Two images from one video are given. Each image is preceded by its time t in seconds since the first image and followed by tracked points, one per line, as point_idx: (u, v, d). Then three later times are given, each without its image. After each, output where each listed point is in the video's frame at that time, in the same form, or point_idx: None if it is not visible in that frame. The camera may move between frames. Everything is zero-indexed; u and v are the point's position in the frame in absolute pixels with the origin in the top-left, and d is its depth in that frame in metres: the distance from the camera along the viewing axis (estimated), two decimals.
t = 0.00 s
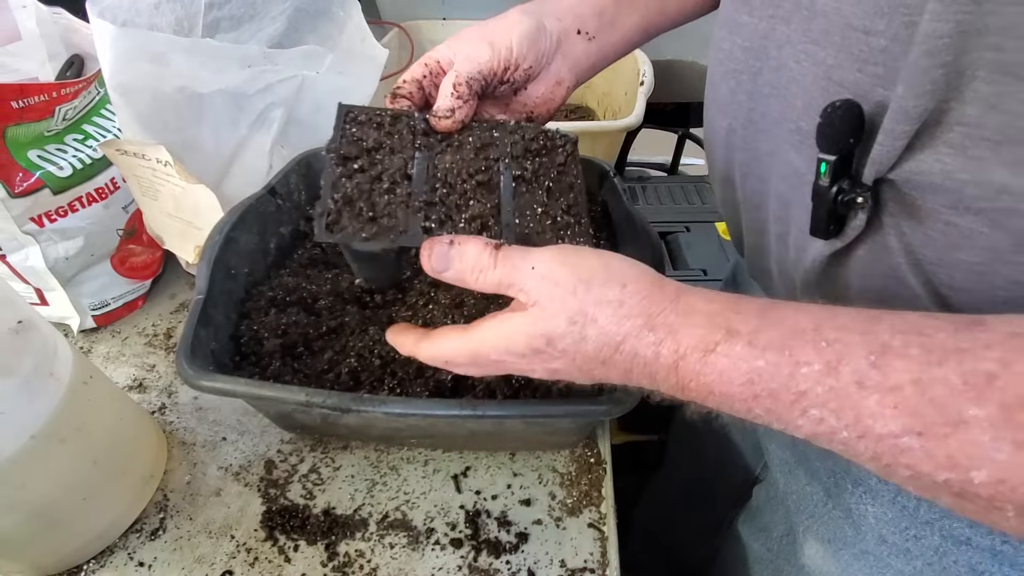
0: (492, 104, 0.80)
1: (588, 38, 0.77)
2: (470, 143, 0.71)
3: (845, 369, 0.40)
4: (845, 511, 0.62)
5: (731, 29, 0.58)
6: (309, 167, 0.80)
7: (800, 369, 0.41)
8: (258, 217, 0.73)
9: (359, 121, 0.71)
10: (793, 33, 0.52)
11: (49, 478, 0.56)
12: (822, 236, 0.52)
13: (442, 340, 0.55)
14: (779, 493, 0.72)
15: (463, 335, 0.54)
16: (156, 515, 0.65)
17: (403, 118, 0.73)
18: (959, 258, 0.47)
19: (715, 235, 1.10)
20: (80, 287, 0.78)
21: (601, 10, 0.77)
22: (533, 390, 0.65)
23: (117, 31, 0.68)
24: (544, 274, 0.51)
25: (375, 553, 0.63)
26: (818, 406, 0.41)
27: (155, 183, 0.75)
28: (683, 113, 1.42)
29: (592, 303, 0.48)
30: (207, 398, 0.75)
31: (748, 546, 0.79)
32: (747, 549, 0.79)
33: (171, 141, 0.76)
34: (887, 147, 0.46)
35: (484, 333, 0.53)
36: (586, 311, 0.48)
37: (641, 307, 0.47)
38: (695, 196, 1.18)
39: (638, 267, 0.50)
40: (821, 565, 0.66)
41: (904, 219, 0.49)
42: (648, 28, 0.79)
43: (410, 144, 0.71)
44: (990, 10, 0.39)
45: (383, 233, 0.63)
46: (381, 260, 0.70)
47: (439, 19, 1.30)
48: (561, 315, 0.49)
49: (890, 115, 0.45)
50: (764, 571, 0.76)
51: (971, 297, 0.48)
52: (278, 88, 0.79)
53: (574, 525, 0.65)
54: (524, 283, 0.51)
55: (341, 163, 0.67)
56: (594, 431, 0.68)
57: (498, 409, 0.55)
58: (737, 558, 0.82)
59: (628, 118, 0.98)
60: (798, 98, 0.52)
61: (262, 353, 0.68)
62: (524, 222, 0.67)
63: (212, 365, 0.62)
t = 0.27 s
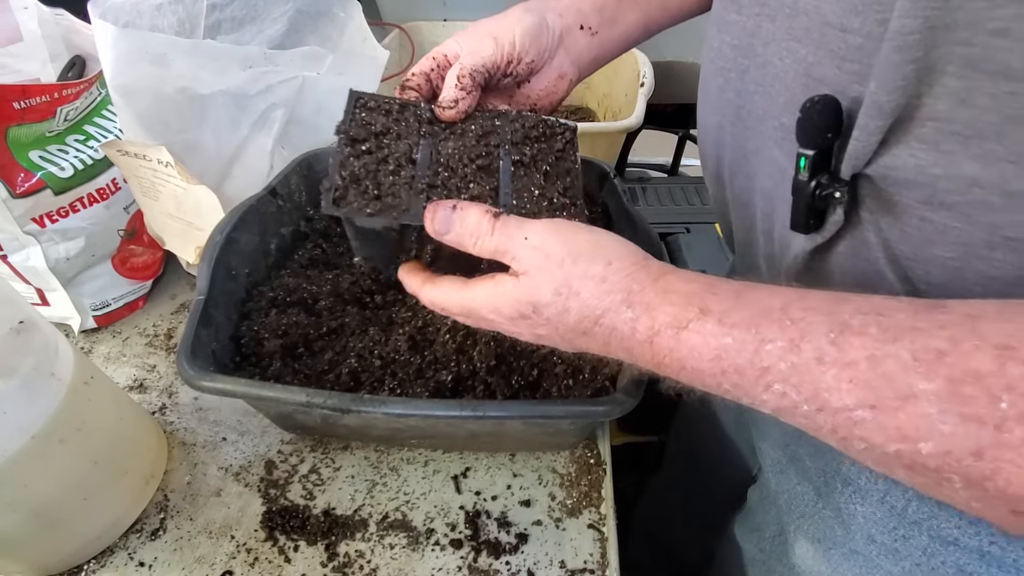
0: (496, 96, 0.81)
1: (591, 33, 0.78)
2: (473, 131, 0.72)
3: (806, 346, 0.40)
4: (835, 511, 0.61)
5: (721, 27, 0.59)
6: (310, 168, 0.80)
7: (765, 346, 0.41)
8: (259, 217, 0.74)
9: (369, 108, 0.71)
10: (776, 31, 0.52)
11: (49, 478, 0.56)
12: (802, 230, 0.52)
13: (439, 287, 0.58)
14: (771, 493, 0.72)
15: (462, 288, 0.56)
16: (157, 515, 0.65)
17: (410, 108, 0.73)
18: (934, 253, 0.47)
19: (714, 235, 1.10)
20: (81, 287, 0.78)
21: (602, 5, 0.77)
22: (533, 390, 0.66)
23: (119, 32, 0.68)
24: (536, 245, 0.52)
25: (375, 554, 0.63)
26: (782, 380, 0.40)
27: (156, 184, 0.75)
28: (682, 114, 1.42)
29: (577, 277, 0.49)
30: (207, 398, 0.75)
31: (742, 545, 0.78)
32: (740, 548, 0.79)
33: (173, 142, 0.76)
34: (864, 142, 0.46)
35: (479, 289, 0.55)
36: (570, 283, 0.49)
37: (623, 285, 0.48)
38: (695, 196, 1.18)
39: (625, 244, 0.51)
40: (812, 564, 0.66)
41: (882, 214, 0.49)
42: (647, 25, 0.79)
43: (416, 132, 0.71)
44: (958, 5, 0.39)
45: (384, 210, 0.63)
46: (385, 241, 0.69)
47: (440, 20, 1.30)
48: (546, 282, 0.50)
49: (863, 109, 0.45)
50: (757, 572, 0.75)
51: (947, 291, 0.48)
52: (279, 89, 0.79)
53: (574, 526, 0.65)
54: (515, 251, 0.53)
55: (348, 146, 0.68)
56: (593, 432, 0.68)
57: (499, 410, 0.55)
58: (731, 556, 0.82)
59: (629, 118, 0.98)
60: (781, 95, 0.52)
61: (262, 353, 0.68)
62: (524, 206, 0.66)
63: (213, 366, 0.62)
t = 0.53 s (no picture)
0: (500, 111, 0.81)
1: (592, 48, 0.78)
2: (480, 148, 0.72)
3: (795, 350, 0.40)
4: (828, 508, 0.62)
5: (711, 29, 0.58)
6: (313, 169, 0.80)
7: (755, 350, 0.41)
8: (262, 219, 0.74)
9: (379, 128, 0.72)
10: (762, 32, 0.52)
11: (54, 478, 0.56)
12: (783, 225, 0.53)
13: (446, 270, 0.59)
14: (767, 492, 0.72)
15: (467, 280, 0.57)
16: (161, 514, 0.66)
17: (420, 126, 0.73)
18: (909, 246, 0.47)
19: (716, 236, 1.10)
20: (84, 287, 0.78)
21: (603, 18, 0.77)
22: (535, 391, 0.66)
23: (124, 34, 0.68)
24: (536, 246, 0.52)
25: (377, 554, 0.63)
26: (772, 385, 0.40)
27: (160, 185, 0.76)
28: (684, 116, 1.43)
29: (572, 279, 0.50)
30: (210, 398, 0.76)
31: (739, 543, 0.78)
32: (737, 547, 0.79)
33: (177, 142, 0.76)
34: (839, 138, 0.47)
35: (481, 285, 0.56)
36: (565, 284, 0.50)
37: (616, 287, 0.48)
38: (697, 198, 1.18)
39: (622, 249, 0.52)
40: (806, 562, 0.66)
41: (859, 209, 0.49)
42: (649, 37, 0.79)
43: (425, 151, 0.71)
44: (928, 3, 0.40)
45: (396, 232, 0.64)
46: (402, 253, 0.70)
47: (444, 22, 1.31)
48: (542, 282, 0.51)
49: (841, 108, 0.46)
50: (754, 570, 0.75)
51: (925, 285, 0.48)
52: (282, 90, 0.80)
53: (575, 526, 0.65)
54: (515, 251, 0.54)
55: (360, 168, 0.68)
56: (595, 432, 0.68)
57: (502, 410, 0.55)
58: (730, 555, 0.82)
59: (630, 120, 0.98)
60: (765, 95, 0.53)
61: (265, 353, 0.69)
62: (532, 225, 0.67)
63: (217, 366, 0.62)
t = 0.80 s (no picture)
0: (494, 117, 0.81)
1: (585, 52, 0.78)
2: (479, 157, 0.73)
3: (822, 370, 0.40)
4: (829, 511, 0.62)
5: (706, 37, 0.59)
6: (315, 170, 0.81)
7: (781, 370, 0.41)
8: (264, 220, 0.74)
9: (375, 142, 0.72)
10: (759, 38, 0.52)
11: (56, 478, 0.56)
12: (786, 234, 0.53)
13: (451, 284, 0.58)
14: (767, 496, 0.72)
15: (473, 296, 0.56)
16: (162, 514, 0.66)
17: (415, 137, 0.74)
18: (914, 254, 0.48)
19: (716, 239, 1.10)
20: (87, 287, 0.79)
21: (594, 22, 0.78)
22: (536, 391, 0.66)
23: (129, 36, 0.68)
24: (549, 263, 0.52)
25: (379, 554, 0.63)
26: (798, 407, 0.41)
27: (163, 186, 0.76)
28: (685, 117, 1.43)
29: (588, 296, 0.49)
30: (212, 398, 0.76)
31: (739, 545, 0.78)
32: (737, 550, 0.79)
33: (180, 143, 0.76)
34: (843, 147, 0.47)
35: (489, 301, 0.55)
36: (581, 303, 0.49)
37: (633, 306, 0.48)
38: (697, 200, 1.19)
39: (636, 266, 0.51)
40: (806, 565, 0.66)
41: (863, 217, 0.50)
42: (639, 40, 0.80)
43: (423, 161, 0.72)
44: (933, 11, 0.40)
45: (401, 248, 0.63)
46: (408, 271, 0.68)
47: (444, 24, 1.31)
48: (556, 300, 0.50)
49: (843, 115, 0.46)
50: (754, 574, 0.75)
51: (927, 291, 0.48)
52: (285, 92, 0.80)
53: (576, 527, 0.65)
54: (528, 267, 0.53)
55: (359, 185, 0.68)
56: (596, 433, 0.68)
57: (503, 411, 0.55)
58: (730, 556, 0.82)
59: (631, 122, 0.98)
60: (763, 102, 0.53)
61: (268, 354, 0.69)
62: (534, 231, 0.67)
63: (219, 366, 0.63)
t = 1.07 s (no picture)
0: (489, 103, 0.81)
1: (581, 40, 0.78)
2: (473, 143, 0.72)
3: (859, 387, 0.41)
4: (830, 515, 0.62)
5: (702, 41, 0.59)
6: (316, 171, 0.80)
7: (815, 387, 0.42)
8: (265, 220, 0.74)
9: (365, 125, 0.71)
10: (758, 42, 0.52)
11: (57, 478, 0.56)
12: (789, 241, 0.52)
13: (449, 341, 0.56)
14: (767, 500, 0.71)
15: (473, 343, 0.55)
16: (162, 515, 0.66)
17: (408, 121, 0.73)
18: (919, 262, 0.48)
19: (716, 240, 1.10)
20: (87, 288, 0.79)
21: (591, 11, 0.78)
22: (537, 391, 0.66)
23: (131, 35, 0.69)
24: (567, 287, 0.51)
25: (378, 555, 0.63)
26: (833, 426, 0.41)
27: (164, 187, 0.76)
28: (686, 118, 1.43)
29: (610, 312, 0.48)
30: (213, 399, 0.76)
31: (740, 548, 0.78)
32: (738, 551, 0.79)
33: (180, 144, 0.76)
34: (848, 154, 0.47)
35: (491, 346, 0.53)
36: (602, 320, 0.48)
37: (656, 326, 0.47)
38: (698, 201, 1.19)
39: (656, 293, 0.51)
40: (807, 568, 0.66)
41: (867, 224, 0.49)
42: (636, 30, 0.80)
43: (415, 145, 0.71)
44: (941, 17, 0.40)
45: (392, 232, 0.62)
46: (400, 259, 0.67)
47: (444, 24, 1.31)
48: (575, 321, 0.49)
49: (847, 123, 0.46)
50: None
51: (931, 298, 0.49)
52: (286, 93, 0.80)
53: (576, 529, 0.65)
54: (545, 294, 0.51)
55: (349, 168, 0.67)
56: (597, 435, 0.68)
57: (502, 413, 0.56)
58: (730, 558, 0.82)
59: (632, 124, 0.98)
60: (763, 107, 0.53)
61: (268, 354, 0.69)
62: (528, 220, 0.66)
63: (220, 367, 0.63)
